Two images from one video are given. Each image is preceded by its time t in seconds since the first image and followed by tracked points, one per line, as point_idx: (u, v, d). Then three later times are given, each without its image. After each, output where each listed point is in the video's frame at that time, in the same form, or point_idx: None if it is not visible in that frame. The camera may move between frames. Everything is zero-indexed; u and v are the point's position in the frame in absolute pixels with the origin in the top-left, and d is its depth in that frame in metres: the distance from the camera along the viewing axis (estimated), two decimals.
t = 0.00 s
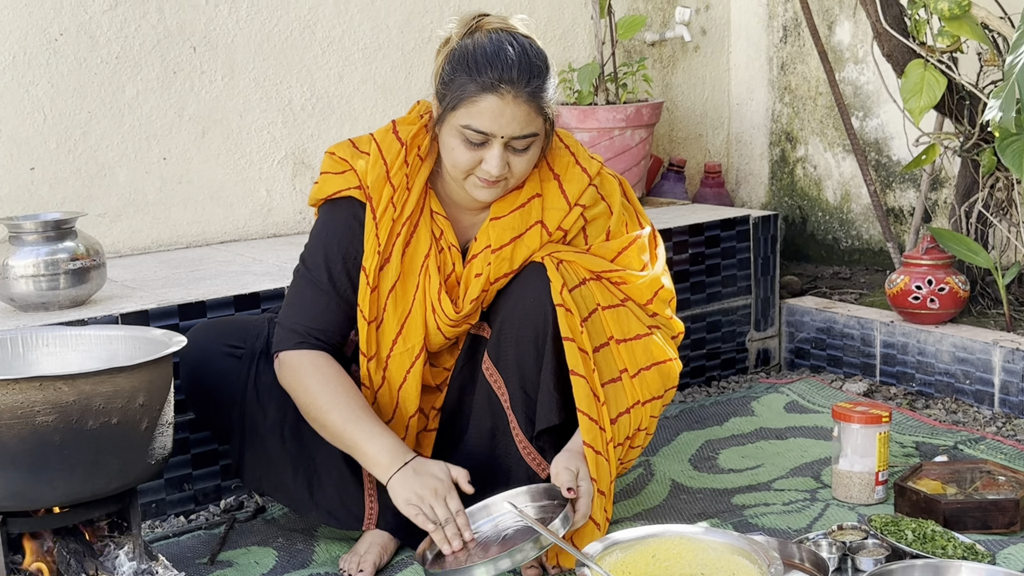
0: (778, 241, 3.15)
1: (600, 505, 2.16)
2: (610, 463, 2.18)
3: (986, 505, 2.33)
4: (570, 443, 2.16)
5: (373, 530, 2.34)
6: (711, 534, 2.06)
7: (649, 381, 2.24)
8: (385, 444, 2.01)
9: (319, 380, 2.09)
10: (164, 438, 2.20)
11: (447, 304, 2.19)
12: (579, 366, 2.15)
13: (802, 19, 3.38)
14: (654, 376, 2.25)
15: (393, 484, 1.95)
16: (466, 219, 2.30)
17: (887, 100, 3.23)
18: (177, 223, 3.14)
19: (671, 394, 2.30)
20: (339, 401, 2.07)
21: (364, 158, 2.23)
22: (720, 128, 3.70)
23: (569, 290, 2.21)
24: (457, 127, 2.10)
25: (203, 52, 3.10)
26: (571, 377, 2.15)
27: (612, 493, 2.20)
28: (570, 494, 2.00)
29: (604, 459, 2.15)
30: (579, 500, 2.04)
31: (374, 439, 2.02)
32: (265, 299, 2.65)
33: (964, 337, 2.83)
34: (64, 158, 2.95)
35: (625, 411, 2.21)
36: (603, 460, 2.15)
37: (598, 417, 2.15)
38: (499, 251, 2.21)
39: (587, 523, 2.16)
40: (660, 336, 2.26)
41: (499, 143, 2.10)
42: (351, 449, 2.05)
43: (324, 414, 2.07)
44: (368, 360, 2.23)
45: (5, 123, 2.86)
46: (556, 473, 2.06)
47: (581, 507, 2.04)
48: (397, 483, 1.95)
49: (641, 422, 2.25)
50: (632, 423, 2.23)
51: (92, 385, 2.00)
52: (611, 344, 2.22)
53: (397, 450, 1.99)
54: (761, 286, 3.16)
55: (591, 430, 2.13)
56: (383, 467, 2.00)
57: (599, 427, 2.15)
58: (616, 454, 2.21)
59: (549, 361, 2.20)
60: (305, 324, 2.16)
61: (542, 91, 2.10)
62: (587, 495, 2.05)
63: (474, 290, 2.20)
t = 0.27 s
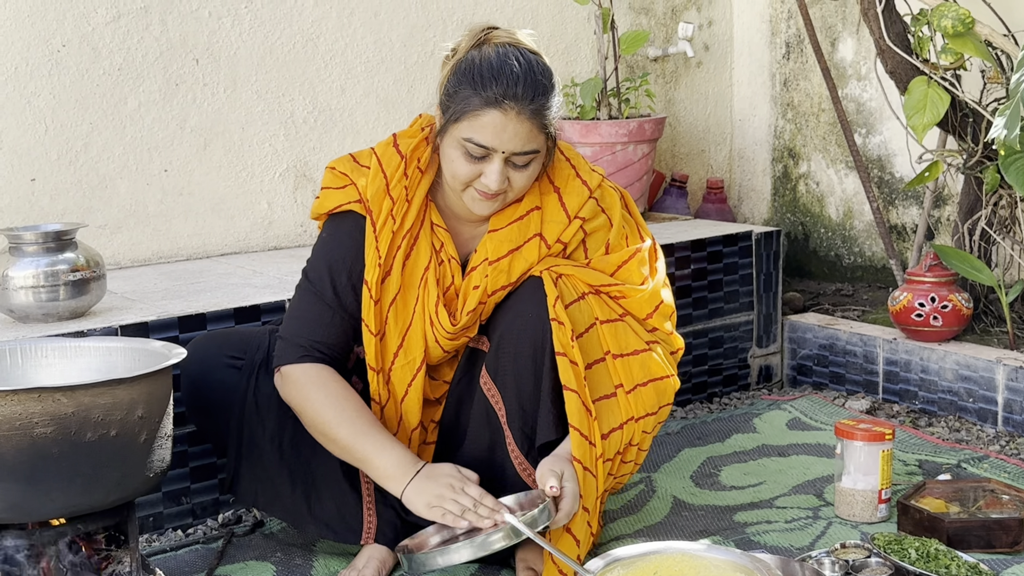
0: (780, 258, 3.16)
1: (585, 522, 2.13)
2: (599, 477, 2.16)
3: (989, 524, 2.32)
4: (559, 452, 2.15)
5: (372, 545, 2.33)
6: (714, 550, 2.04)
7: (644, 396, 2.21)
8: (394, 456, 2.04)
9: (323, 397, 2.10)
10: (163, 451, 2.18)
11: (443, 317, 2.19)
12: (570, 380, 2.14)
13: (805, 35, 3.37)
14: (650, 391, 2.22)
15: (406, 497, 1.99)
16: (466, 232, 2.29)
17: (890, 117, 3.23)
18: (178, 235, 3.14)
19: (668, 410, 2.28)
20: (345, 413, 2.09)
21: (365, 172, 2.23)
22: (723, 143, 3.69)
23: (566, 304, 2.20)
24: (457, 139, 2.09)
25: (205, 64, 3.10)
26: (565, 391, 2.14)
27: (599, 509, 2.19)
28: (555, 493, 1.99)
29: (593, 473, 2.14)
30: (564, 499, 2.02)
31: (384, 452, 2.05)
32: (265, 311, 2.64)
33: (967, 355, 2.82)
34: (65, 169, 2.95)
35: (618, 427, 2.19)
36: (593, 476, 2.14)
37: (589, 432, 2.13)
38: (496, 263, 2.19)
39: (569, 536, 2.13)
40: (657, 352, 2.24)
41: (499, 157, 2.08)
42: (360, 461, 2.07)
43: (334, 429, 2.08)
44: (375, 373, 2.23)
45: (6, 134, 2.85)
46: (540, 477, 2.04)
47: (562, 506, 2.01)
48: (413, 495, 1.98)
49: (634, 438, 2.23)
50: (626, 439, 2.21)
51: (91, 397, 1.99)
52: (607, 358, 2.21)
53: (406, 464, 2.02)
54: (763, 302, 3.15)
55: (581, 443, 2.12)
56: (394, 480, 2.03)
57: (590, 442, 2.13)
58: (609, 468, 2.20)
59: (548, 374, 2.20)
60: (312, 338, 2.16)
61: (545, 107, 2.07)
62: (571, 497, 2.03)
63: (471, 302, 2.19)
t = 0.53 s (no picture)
0: (790, 261, 3.14)
1: (587, 518, 2.08)
2: (603, 474, 2.10)
3: (1004, 525, 2.28)
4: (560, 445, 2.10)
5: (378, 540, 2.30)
6: (728, 546, 2.01)
7: (653, 392, 2.17)
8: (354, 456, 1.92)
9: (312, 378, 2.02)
10: (169, 441, 2.15)
11: (452, 307, 2.17)
12: (575, 373, 2.10)
13: (814, 40, 3.37)
14: (658, 387, 2.18)
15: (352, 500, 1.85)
16: (477, 223, 2.28)
17: (900, 122, 3.22)
18: (182, 233, 3.11)
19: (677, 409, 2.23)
20: (328, 405, 1.99)
21: (377, 161, 2.22)
22: (731, 148, 3.69)
23: (574, 296, 2.17)
24: (467, 131, 2.06)
25: (212, 61, 3.09)
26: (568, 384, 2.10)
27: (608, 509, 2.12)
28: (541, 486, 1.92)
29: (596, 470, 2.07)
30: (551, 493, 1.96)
31: (349, 452, 1.93)
32: (272, 306, 2.62)
33: (979, 358, 2.80)
34: (70, 164, 2.93)
35: (622, 423, 2.14)
36: (595, 474, 2.08)
37: (591, 428, 2.09)
38: (506, 255, 2.18)
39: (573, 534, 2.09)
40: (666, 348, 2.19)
41: (509, 149, 2.05)
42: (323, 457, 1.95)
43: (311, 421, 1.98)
44: (378, 364, 2.22)
45: (11, 128, 2.84)
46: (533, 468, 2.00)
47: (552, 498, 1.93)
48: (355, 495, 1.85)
49: (641, 436, 2.17)
50: (631, 436, 2.14)
51: (97, 384, 1.96)
52: (614, 353, 2.17)
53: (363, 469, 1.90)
54: (772, 306, 3.13)
55: (583, 439, 2.06)
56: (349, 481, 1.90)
57: (592, 437, 2.09)
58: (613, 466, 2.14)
59: (554, 368, 2.15)
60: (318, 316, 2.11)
61: (556, 99, 2.04)
62: (561, 489, 1.96)
63: (479, 294, 2.17)
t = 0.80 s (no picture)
0: (801, 258, 3.08)
1: (599, 507, 2.04)
2: (610, 460, 2.04)
3: None
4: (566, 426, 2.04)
5: (384, 530, 2.22)
6: (744, 532, 1.95)
7: (664, 378, 2.09)
8: (435, 411, 1.99)
9: (349, 365, 2.06)
10: (170, 422, 2.10)
11: (457, 291, 2.09)
12: (586, 357, 2.02)
13: (826, 38, 3.35)
14: (668, 374, 2.09)
15: (457, 450, 1.93)
16: (484, 206, 2.20)
17: (913, 120, 3.20)
18: (184, 223, 3.07)
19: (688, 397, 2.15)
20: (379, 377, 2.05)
21: (381, 142, 2.15)
22: (740, 147, 3.67)
23: (585, 279, 2.09)
24: (477, 110, 1.99)
25: (216, 48, 3.05)
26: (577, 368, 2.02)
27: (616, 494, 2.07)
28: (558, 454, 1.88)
29: (605, 457, 2.03)
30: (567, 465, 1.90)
31: (427, 408, 2.00)
32: (276, 293, 2.57)
33: (996, 355, 2.75)
34: (70, 151, 2.89)
35: (632, 410, 2.07)
36: (604, 460, 2.03)
37: (602, 413, 2.02)
38: (515, 237, 2.10)
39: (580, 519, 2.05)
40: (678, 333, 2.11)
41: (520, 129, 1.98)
42: (404, 425, 2.02)
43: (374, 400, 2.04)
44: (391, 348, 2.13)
45: (11, 112, 2.80)
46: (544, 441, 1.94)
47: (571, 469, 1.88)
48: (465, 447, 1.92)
49: (651, 423, 2.10)
50: (638, 423, 2.08)
51: (97, 360, 1.91)
52: (624, 337, 2.09)
53: (452, 415, 1.97)
54: (783, 304, 3.08)
55: (593, 425, 2.01)
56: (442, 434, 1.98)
57: (602, 423, 2.02)
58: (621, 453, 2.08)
59: (564, 354, 2.08)
60: (337, 317, 2.10)
61: (569, 78, 1.97)
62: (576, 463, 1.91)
63: (486, 277, 2.09)
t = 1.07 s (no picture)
0: (807, 257, 3.07)
1: (609, 487, 2.04)
2: (630, 441, 2.04)
3: None
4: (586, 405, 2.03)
5: (383, 519, 2.17)
6: (753, 518, 1.90)
7: (679, 359, 2.08)
8: (379, 418, 1.88)
9: (316, 349, 1.96)
10: (164, 402, 2.03)
11: (461, 270, 2.06)
12: (604, 337, 2.01)
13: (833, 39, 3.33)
14: (685, 353, 2.08)
15: (381, 458, 1.81)
16: (489, 187, 2.17)
17: (920, 121, 3.19)
18: (181, 216, 3.02)
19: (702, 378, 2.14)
20: (338, 371, 1.94)
21: (386, 118, 2.13)
22: (745, 150, 3.66)
23: (596, 260, 2.07)
24: (479, 86, 1.93)
25: (215, 39, 3.00)
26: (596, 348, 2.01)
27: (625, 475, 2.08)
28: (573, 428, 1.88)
29: (625, 437, 2.02)
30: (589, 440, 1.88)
31: (370, 414, 1.89)
32: (274, 281, 2.53)
33: (1006, 354, 2.71)
34: (66, 140, 2.84)
35: (652, 390, 2.06)
36: (624, 439, 2.02)
37: (623, 393, 2.00)
38: (521, 218, 2.07)
39: (591, 499, 2.04)
40: (692, 314, 2.10)
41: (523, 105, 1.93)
42: (343, 423, 1.91)
43: (325, 391, 1.93)
44: (379, 334, 2.09)
45: (6, 99, 2.75)
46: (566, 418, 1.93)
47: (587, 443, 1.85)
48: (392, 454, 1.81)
49: (667, 403, 2.09)
50: (660, 402, 2.08)
51: (90, 335, 1.86)
52: (640, 318, 2.07)
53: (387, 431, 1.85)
54: (789, 303, 3.06)
55: (614, 404, 1.99)
56: (374, 442, 1.86)
57: (624, 403, 2.01)
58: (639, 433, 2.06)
59: (575, 334, 2.07)
60: (316, 285, 2.04)
61: (571, 51, 1.92)
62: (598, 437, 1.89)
63: (491, 259, 2.06)
